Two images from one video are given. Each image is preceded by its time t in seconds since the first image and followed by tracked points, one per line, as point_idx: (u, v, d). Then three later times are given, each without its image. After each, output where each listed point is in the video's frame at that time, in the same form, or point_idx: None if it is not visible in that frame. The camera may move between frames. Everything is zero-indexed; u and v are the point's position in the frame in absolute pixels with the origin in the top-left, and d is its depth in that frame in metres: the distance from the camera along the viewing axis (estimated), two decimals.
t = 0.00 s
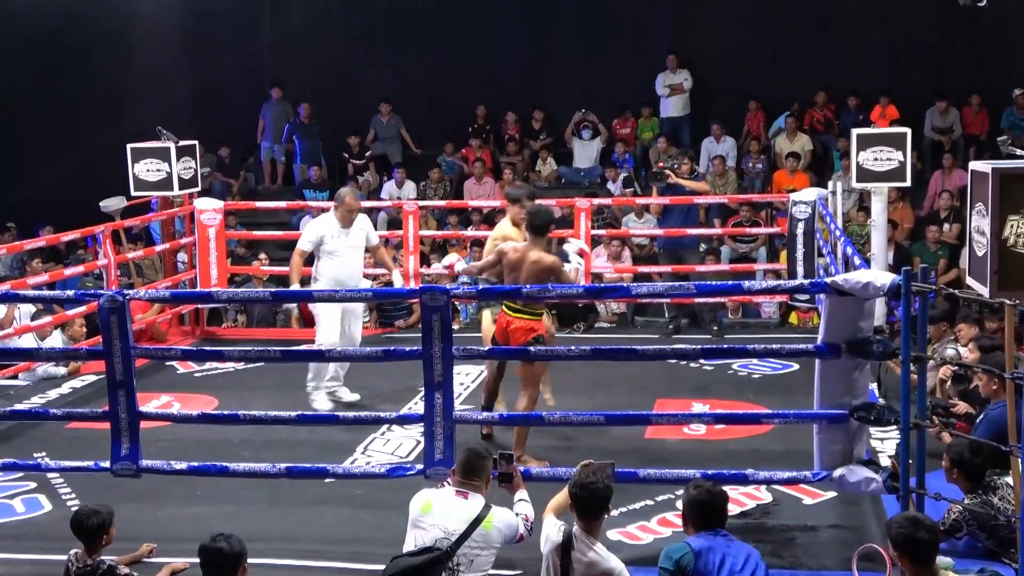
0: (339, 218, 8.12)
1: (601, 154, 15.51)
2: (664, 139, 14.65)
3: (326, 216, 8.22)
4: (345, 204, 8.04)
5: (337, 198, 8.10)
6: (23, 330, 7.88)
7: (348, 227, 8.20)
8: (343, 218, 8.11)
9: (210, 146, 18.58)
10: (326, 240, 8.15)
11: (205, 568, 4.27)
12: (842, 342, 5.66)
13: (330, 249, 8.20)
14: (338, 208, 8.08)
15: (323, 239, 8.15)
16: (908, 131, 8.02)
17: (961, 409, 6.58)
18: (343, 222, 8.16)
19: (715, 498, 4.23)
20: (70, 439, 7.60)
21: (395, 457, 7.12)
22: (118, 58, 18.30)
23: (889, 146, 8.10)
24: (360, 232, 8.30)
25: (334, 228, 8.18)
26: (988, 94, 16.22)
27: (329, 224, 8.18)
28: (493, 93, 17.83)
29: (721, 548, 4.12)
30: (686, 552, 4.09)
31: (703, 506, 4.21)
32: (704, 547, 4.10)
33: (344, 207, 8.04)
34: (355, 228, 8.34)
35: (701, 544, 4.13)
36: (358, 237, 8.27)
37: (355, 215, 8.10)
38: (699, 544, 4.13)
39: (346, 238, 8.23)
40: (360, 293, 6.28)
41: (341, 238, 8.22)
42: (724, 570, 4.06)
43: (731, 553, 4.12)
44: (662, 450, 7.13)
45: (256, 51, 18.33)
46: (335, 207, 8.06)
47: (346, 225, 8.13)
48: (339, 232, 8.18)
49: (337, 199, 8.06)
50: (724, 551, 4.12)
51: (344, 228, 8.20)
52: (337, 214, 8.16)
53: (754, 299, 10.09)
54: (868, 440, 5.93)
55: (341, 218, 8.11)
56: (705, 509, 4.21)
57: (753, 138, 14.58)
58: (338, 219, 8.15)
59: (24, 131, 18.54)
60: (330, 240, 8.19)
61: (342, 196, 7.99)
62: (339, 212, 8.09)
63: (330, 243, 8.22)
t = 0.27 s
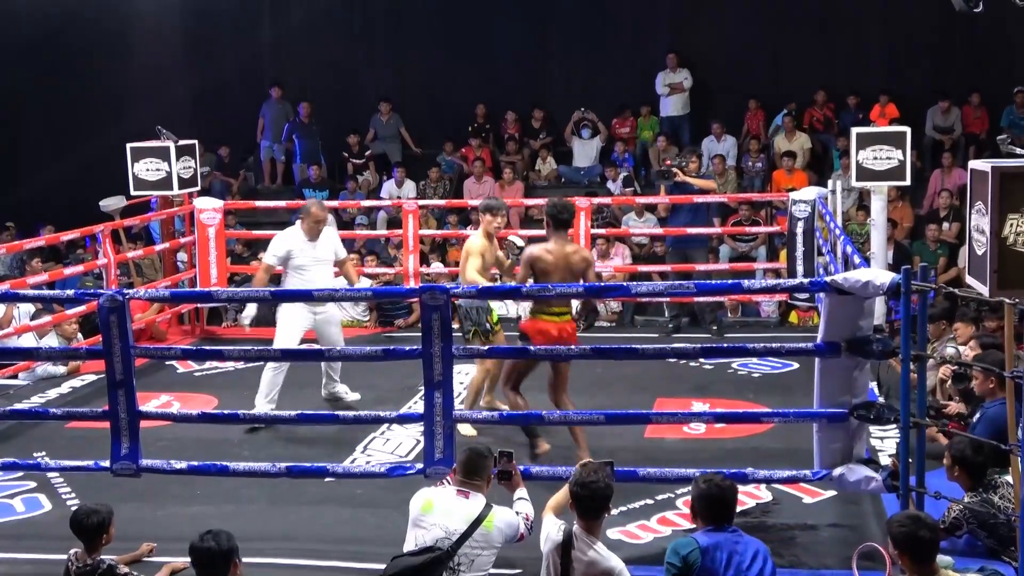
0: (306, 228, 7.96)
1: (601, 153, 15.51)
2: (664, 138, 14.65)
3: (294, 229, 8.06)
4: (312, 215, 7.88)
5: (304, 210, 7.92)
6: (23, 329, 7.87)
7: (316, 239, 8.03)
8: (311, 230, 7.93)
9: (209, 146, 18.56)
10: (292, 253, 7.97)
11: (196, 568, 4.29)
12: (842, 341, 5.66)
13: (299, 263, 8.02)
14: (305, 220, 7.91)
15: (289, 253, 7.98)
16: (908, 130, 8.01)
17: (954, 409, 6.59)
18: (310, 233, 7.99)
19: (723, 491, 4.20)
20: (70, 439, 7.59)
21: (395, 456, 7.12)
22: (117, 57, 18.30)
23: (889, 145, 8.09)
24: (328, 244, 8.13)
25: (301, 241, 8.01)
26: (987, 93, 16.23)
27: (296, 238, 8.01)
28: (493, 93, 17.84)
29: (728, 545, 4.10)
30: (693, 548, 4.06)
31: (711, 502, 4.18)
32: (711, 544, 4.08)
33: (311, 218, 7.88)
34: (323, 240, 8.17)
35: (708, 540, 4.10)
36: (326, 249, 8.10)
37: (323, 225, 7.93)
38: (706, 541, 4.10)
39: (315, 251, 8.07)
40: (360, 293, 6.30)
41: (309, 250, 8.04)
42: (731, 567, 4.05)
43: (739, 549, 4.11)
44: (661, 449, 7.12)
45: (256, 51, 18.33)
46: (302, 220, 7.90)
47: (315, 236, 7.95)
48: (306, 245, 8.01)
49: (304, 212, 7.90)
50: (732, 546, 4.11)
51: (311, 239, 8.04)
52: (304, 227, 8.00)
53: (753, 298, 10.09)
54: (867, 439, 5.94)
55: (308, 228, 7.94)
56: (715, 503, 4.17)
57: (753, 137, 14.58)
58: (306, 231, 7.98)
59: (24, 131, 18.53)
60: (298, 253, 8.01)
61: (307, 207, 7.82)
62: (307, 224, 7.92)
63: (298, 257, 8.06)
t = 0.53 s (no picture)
0: (266, 224, 7.67)
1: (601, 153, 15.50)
2: (664, 138, 14.65)
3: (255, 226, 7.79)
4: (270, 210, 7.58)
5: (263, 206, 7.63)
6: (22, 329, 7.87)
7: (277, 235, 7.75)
8: (272, 227, 7.65)
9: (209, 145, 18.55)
10: (253, 251, 7.72)
11: (189, 569, 4.32)
12: (842, 341, 5.66)
13: (262, 262, 7.77)
14: (266, 218, 7.62)
15: (250, 250, 7.73)
16: (908, 129, 8.01)
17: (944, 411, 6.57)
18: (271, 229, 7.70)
19: (733, 487, 4.20)
20: (70, 439, 7.59)
21: (394, 456, 7.12)
22: (116, 57, 18.30)
23: (888, 145, 8.09)
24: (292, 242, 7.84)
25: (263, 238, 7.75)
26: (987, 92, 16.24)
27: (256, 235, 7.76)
28: (493, 93, 17.84)
29: (734, 543, 4.08)
30: (698, 547, 4.06)
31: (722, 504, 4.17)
32: (716, 542, 4.07)
33: (270, 214, 7.60)
34: (286, 235, 7.88)
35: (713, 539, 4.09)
36: (289, 247, 7.81)
37: (283, 221, 7.63)
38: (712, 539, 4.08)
39: (276, 247, 7.80)
40: (361, 293, 6.31)
41: (270, 248, 7.78)
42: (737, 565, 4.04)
43: (747, 545, 4.09)
44: (662, 448, 7.12)
45: (256, 51, 18.33)
46: (261, 216, 7.60)
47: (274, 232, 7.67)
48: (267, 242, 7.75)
49: (263, 208, 7.61)
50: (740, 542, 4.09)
51: (273, 235, 7.76)
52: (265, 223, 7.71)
53: (754, 298, 10.09)
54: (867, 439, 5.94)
55: (269, 224, 7.64)
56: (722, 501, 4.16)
57: (753, 137, 14.57)
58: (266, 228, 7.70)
59: (23, 131, 18.52)
60: (260, 250, 7.76)
61: (266, 203, 7.51)
62: (267, 221, 7.63)
63: (261, 255, 7.80)
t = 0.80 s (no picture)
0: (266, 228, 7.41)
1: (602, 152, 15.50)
2: (665, 137, 14.65)
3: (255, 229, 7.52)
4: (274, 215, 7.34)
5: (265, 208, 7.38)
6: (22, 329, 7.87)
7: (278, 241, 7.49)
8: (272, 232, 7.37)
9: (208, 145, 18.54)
10: (250, 255, 7.45)
11: (188, 570, 4.33)
12: (843, 341, 5.66)
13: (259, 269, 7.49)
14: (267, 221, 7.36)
15: (247, 254, 7.46)
16: (908, 129, 8.01)
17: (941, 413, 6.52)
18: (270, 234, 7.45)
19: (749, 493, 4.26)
20: (70, 439, 7.59)
21: (395, 456, 7.12)
22: (116, 56, 18.30)
23: (889, 145, 8.09)
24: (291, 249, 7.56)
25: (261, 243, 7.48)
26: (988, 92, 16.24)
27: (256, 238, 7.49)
28: (493, 92, 17.85)
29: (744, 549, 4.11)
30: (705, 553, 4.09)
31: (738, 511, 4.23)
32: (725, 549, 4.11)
33: (272, 218, 7.34)
34: (285, 242, 7.63)
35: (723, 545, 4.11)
36: (288, 255, 7.54)
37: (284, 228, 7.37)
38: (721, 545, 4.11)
39: (274, 253, 7.53)
40: (361, 293, 6.31)
41: (269, 254, 7.49)
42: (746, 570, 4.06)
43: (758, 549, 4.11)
44: (662, 448, 7.12)
45: (256, 51, 18.34)
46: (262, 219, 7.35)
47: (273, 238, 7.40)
48: (266, 248, 7.48)
49: (266, 211, 7.36)
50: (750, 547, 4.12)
51: (273, 242, 7.50)
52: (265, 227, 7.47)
53: (754, 298, 10.09)
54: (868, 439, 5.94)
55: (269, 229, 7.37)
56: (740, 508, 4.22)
57: (753, 136, 14.56)
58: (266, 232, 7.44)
59: (23, 131, 18.51)
60: (256, 256, 7.48)
61: (264, 206, 7.22)
62: (268, 225, 7.36)
63: (257, 261, 7.54)
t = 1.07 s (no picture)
0: (276, 229, 7.25)
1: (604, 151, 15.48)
2: (667, 137, 14.64)
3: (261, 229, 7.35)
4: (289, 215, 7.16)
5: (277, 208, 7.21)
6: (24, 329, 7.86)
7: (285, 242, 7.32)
8: (283, 231, 7.21)
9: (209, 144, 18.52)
10: (256, 255, 7.28)
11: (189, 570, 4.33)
12: (845, 341, 5.66)
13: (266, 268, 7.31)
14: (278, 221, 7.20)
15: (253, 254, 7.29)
16: (911, 129, 8.00)
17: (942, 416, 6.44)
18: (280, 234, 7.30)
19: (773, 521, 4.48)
20: (72, 438, 7.58)
21: (397, 456, 7.11)
22: (118, 56, 18.31)
23: (892, 145, 8.07)
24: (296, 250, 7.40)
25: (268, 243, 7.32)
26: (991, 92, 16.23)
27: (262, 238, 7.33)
28: (495, 91, 17.83)
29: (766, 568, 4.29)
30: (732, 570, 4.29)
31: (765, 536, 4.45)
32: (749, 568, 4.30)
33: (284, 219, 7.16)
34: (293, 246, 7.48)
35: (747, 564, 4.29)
36: (294, 256, 7.38)
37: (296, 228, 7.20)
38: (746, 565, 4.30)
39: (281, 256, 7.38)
40: (365, 292, 6.31)
41: (275, 253, 7.33)
42: None
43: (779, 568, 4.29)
44: (665, 448, 7.12)
45: (256, 51, 18.32)
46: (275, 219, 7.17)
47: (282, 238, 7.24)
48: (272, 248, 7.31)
49: (278, 211, 7.19)
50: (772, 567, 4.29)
51: (279, 242, 7.34)
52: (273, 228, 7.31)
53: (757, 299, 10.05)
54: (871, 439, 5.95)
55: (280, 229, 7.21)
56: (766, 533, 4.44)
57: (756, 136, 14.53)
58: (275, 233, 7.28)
59: (24, 131, 18.50)
60: (262, 255, 7.32)
61: (282, 208, 7.02)
62: (279, 225, 7.20)
63: (263, 262, 7.37)
